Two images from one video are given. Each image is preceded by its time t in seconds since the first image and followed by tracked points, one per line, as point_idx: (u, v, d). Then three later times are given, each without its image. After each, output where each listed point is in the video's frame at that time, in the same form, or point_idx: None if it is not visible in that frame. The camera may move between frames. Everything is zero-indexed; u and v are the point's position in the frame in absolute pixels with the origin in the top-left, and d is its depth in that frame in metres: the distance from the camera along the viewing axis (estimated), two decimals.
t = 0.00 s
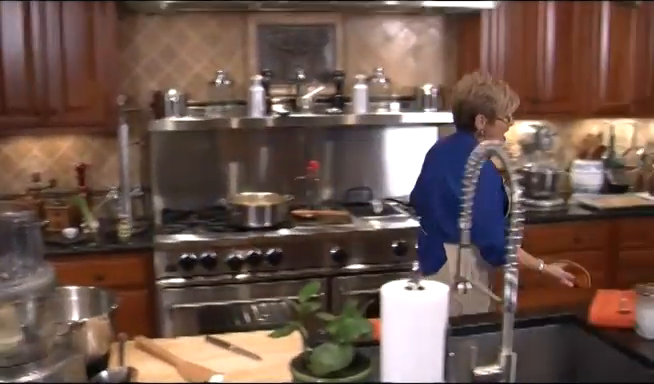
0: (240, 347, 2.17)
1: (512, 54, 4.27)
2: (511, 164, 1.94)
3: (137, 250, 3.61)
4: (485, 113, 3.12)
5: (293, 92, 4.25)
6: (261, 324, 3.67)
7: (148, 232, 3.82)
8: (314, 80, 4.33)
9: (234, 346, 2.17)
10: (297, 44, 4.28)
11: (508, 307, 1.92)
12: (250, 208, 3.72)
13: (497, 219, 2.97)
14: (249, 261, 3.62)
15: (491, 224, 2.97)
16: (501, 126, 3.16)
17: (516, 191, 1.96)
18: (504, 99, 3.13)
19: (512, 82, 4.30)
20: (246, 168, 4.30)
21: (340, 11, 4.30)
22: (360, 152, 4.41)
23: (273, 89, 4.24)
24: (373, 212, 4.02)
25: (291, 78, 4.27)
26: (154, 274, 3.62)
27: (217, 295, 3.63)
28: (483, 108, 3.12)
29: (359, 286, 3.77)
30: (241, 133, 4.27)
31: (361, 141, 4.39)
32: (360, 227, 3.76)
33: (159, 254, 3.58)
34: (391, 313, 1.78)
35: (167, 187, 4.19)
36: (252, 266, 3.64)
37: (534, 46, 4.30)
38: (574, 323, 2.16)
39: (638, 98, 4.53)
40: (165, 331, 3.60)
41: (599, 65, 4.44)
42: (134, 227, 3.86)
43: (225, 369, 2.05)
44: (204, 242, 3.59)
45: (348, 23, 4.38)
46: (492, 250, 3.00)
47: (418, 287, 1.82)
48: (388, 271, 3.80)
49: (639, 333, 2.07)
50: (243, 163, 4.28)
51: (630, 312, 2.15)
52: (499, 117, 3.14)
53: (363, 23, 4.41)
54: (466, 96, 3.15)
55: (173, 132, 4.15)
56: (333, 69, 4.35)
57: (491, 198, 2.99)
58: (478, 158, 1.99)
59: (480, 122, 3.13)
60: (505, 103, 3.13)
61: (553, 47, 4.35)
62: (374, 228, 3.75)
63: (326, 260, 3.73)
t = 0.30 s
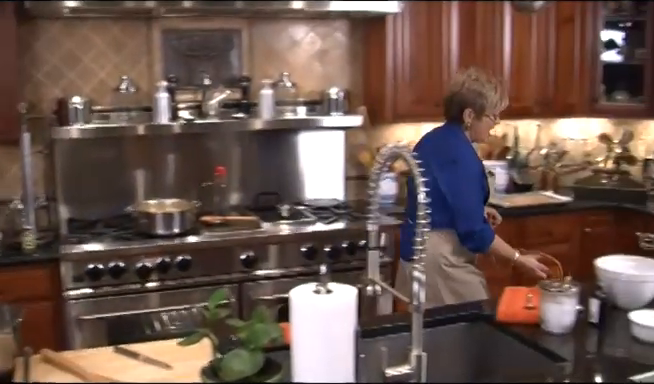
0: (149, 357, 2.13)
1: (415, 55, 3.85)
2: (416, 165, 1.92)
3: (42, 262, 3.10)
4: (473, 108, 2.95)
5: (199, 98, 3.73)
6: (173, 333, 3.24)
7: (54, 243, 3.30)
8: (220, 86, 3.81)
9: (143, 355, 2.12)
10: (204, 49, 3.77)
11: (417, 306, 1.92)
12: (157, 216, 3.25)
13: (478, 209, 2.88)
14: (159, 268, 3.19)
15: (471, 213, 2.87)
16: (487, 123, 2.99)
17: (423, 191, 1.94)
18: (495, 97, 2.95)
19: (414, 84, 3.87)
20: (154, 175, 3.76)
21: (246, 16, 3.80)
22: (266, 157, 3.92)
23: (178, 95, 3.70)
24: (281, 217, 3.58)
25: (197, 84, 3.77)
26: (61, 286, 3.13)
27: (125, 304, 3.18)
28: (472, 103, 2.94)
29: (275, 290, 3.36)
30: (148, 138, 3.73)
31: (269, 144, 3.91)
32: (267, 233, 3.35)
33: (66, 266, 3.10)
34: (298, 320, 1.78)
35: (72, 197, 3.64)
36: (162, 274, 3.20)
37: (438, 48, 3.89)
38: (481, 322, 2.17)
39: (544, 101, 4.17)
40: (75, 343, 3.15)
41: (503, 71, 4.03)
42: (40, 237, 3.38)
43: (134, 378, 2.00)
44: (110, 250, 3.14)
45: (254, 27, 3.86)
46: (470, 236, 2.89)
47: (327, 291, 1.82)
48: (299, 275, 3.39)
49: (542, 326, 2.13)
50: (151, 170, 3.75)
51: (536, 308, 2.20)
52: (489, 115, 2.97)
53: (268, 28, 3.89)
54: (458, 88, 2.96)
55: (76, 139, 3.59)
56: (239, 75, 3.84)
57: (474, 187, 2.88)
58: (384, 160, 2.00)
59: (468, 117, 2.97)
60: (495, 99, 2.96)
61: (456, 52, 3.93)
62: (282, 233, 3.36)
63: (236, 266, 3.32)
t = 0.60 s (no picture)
0: (68, 373, 2.00)
1: (334, 64, 3.76)
2: (333, 172, 1.93)
3: None
4: (475, 139, 2.85)
5: (115, 109, 3.54)
6: (93, 347, 3.07)
7: None
8: (137, 96, 3.60)
9: (59, 371, 2.03)
10: (120, 58, 3.56)
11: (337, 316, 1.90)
12: (74, 229, 3.06)
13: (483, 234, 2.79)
14: (77, 283, 3.00)
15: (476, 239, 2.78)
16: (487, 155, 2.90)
17: (342, 198, 1.94)
18: (498, 128, 2.85)
19: (332, 91, 3.77)
20: (73, 189, 3.50)
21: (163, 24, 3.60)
22: (186, 166, 3.69)
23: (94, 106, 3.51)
24: (201, 227, 3.40)
25: (113, 95, 3.56)
26: None
27: (42, 320, 3.00)
28: (475, 133, 2.84)
29: (195, 301, 3.22)
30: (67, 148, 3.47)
31: (186, 155, 3.68)
32: (187, 242, 3.19)
33: None
34: (220, 331, 1.72)
35: None
36: (79, 288, 3.02)
37: (355, 59, 3.81)
38: (402, 325, 2.18)
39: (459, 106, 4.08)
40: None
41: (420, 81, 3.97)
42: None
43: None
44: (26, 266, 2.94)
45: (170, 36, 3.67)
46: (474, 257, 2.77)
47: (246, 300, 1.76)
48: (220, 285, 3.26)
49: (463, 330, 2.12)
50: (69, 183, 3.49)
51: (456, 312, 2.15)
52: (490, 146, 2.88)
53: (184, 37, 3.70)
54: (459, 117, 2.85)
55: None
56: (156, 84, 3.64)
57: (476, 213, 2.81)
58: (302, 168, 1.99)
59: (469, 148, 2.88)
60: (499, 130, 2.86)
61: (373, 61, 3.85)
62: (202, 244, 3.20)
63: (156, 277, 3.15)
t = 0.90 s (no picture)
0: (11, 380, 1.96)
1: (283, 66, 3.75)
2: (282, 175, 1.92)
3: None
4: (479, 157, 2.89)
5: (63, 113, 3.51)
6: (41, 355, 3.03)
7: None
8: (84, 100, 3.56)
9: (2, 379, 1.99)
10: (68, 61, 3.51)
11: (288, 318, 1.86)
12: (21, 236, 3.01)
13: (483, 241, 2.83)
14: (24, 290, 2.95)
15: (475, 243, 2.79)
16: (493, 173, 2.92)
17: (291, 201, 1.93)
18: (502, 147, 2.88)
19: (281, 94, 3.77)
20: (19, 194, 3.44)
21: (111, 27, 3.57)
22: (136, 170, 3.66)
23: (41, 110, 3.48)
24: (150, 231, 3.38)
25: (61, 99, 3.52)
26: None
27: None
28: (476, 150, 2.88)
29: (145, 306, 3.19)
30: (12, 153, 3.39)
31: (136, 159, 3.66)
32: (136, 247, 3.17)
33: None
34: (171, 333, 1.67)
35: None
36: (28, 295, 2.97)
37: (304, 63, 3.80)
38: (354, 326, 2.18)
39: (408, 107, 4.11)
40: None
41: (369, 83, 3.98)
42: None
43: None
44: None
45: (118, 38, 3.63)
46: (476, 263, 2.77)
47: (196, 303, 1.72)
48: (171, 290, 3.24)
49: (415, 330, 2.12)
50: (16, 189, 3.44)
51: (406, 314, 2.17)
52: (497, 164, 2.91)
53: (133, 40, 3.67)
54: (463, 136, 2.89)
55: None
56: (104, 87, 3.60)
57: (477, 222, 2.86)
58: (251, 173, 1.96)
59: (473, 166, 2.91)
60: (501, 149, 2.89)
61: (322, 63, 3.85)
62: (151, 248, 3.19)
63: (106, 283, 3.11)
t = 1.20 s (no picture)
0: None
1: (258, 67, 3.75)
2: (258, 175, 1.92)
3: None
4: (463, 151, 2.93)
5: (38, 115, 3.48)
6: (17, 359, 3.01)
7: None
8: (59, 101, 3.54)
9: None
10: (42, 62, 3.49)
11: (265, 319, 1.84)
12: None
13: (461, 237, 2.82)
14: None
15: (452, 239, 2.80)
16: (479, 168, 2.95)
17: (267, 201, 1.92)
18: (485, 142, 2.91)
19: (257, 94, 3.76)
20: None
21: (85, 28, 3.54)
22: (111, 172, 3.65)
23: (15, 111, 3.46)
24: (126, 233, 3.35)
25: (35, 100, 3.49)
26: None
27: None
28: (459, 144, 2.93)
29: (121, 309, 3.18)
30: None
31: (112, 161, 3.64)
32: (113, 249, 3.15)
33: None
34: (144, 338, 1.66)
35: None
36: (2, 299, 2.95)
37: (280, 63, 3.80)
38: (332, 327, 2.18)
39: (384, 108, 4.12)
40: None
41: (345, 83, 3.99)
42: None
43: None
44: None
45: (93, 40, 3.61)
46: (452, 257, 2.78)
47: (172, 306, 1.72)
48: (147, 292, 3.23)
49: (392, 330, 2.12)
50: None
51: (382, 316, 2.17)
52: (482, 160, 2.93)
53: (108, 41, 3.65)
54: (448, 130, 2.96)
55: None
56: (79, 89, 3.58)
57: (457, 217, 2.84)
58: (226, 173, 1.94)
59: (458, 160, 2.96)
60: (485, 144, 2.92)
61: (298, 64, 3.85)
62: (127, 249, 3.17)
63: (81, 286, 3.10)
